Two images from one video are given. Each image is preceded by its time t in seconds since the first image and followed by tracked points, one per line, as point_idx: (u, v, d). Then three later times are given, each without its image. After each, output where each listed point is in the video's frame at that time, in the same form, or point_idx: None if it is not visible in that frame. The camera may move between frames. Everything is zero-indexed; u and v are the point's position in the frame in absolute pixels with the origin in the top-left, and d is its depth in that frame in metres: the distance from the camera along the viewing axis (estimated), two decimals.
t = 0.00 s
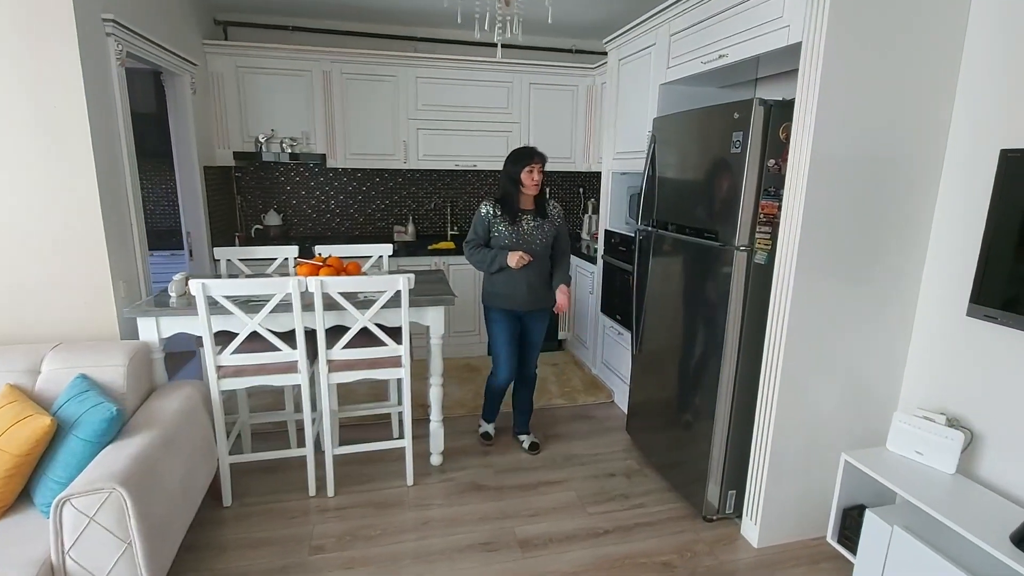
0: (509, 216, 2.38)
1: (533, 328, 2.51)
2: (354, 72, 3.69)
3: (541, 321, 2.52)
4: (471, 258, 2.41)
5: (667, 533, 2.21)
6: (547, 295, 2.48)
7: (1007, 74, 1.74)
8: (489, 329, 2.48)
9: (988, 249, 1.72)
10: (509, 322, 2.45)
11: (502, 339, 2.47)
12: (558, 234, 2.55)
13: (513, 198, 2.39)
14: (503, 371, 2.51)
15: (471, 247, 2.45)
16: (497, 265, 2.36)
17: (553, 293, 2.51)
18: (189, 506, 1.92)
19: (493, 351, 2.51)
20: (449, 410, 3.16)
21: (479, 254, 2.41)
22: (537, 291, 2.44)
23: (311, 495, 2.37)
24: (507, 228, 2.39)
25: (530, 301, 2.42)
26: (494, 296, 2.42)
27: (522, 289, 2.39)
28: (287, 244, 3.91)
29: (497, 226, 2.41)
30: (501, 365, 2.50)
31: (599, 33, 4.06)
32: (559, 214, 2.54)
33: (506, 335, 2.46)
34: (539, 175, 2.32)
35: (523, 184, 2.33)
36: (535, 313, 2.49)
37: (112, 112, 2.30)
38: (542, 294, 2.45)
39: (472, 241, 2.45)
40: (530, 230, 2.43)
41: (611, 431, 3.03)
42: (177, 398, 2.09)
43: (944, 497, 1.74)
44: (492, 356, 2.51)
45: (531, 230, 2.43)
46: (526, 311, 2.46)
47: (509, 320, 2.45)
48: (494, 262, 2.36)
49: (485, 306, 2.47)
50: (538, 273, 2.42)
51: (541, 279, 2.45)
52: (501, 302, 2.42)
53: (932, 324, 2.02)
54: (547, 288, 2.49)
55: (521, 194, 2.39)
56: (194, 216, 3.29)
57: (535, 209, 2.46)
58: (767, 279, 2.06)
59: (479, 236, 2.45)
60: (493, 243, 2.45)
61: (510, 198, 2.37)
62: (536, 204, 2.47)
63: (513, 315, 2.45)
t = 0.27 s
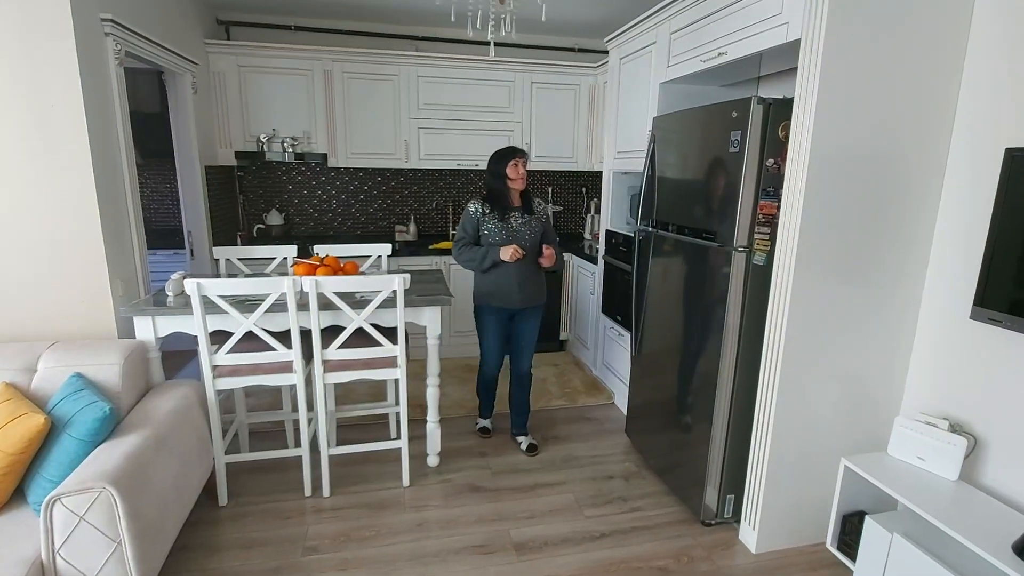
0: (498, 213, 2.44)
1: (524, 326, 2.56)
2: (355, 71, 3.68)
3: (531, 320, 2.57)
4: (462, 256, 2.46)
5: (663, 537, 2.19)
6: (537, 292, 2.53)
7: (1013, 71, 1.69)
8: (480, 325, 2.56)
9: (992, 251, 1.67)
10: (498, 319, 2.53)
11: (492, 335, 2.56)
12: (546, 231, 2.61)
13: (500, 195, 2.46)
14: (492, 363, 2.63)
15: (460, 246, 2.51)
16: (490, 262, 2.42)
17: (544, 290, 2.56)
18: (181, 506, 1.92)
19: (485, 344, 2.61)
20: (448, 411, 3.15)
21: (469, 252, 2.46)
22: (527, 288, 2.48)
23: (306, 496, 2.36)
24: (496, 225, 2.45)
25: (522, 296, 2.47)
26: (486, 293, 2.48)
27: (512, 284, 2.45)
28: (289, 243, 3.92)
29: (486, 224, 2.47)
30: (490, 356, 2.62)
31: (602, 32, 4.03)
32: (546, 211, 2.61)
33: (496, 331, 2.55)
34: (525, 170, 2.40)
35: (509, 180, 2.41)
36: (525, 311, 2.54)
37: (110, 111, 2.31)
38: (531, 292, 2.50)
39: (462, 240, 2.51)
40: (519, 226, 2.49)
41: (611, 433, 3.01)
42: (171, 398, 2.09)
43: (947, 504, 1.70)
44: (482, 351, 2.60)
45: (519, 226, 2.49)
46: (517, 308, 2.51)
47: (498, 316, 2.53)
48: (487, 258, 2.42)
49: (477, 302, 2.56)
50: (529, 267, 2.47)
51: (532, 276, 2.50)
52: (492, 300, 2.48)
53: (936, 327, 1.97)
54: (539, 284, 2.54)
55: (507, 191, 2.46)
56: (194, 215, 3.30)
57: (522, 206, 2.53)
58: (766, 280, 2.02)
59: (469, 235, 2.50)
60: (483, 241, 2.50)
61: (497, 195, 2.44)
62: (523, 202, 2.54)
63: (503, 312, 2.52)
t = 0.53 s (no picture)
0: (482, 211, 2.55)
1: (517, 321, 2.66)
2: (360, 72, 3.69)
3: (524, 314, 2.67)
4: (449, 250, 2.57)
5: (663, 540, 2.16)
6: (528, 285, 2.62)
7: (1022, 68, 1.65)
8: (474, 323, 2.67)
9: (998, 252, 1.64)
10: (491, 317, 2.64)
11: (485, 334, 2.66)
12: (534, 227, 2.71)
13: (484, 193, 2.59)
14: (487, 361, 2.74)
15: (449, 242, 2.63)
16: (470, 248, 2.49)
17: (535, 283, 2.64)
18: (180, 503, 1.94)
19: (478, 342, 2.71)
20: (450, 411, 3.15)
21: (455, 247, 2.56)
22: (518, 281, 2.57)
23: (306, 494, 2.37)
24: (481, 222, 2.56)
25: (512, 290, 2.57)
26: (479, 287, 2.57)
27: (501, 279, 2.55)
28: (294, 242, 3.94)
29: (472, 221, 2.58)
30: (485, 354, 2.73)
31: (608, 31, 4.01)
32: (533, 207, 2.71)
33: (488, 329, 2.65)
34: (505, 169, 2.51)
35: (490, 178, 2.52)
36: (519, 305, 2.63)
37: (114, 112, 2.34)
38: (522, 285, 2.59)
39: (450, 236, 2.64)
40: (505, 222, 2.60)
41: (613, 435, 2.99)
42: (172, 395, 2.10)
43: (951, 511, 1.66)
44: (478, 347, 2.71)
45: (505, 222, 2.60)
46: (510, 303, 2.61)
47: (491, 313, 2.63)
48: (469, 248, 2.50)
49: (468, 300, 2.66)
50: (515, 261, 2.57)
51: (523, 269, 2.60)
52: (481, 293, 2.58)
53: (943, 329, 1.93)
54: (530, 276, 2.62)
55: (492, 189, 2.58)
56: (200, 214, 3.33)
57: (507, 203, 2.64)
58: (767, 281, 1.99)
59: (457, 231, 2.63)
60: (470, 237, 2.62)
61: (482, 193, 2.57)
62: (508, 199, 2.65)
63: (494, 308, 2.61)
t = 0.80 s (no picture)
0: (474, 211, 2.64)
1: (513, 317, 2.73)
2: (366, 71, 3.71)
3: (522, 310, 2.74)
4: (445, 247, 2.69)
5: (664, 542, 2.15)
6: (524, 282, 2.71)
7: None
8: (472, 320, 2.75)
9: (1006, 252, 1.60)
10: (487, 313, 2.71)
11: (483, 330, 2.74)
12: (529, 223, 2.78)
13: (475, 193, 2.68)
14: (486, 357, 2.79)
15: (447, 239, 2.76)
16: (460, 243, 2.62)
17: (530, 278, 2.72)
18: (180, 500, 1.95)
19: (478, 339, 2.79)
20: (453, 410, 3.15)
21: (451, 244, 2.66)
22: (512, 277, 2.67)
23: (307, 492, 2.38)
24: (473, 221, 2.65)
25: (507, 286, 2.66)
26: (475, 284, 2.67)
27: (496, 276, 2.64)
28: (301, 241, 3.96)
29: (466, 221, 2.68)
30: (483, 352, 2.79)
31: (614, 30, 3.99)
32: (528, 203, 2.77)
33: (486, 325, 2.73)
34: (490, 169, 2.58)
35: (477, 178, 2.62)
36: (514, 303, 2.72)
37: (120, 112, 2.37)
38: (517, 283, 2.68)
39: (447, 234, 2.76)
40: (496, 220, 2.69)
41: (616, 435, 2.97)
42: (174, 392, 2.13)
43: (956, 516, 1.63)
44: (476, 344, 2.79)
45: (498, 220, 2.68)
46: (505, 300, 2.70)
47: (488, 308, 2.72)
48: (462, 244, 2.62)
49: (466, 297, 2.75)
50: (509, 258, 2.66)
51: (518, 266, 2.68)
52: (478, 290, 2.68)
53: (950, 331, 1.89)
54: (524, 271, 2.71)
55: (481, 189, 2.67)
56: (206, 213, 3.36)
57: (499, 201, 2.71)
58: (770, 281, 1.97)
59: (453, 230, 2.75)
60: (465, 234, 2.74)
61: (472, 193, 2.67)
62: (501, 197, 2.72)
63: (490, 304, 2.71)
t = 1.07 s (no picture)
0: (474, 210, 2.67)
1: (513, 316, 2.72)
2: (371, 71, 3.71)
3: (522, 310, 2.72)
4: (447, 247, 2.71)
5: (667, 545, 2.13)
6: (524, 280, 2.70)
7: None
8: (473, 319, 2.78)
9: (1017, 252, 1.57)
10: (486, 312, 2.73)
11: (484, 330, 2.75)
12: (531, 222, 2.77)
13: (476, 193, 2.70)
14: (488, 356, 2.81)
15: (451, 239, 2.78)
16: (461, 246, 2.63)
17: (530, 276, 2.71)
18: (182, 498, 1.96)
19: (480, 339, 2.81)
20: (457, 410, 3.14)
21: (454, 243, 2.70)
22: (510, 275, 2.66)
23: (309, 491, 2.38)
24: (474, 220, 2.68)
25: (503, 286, 2.65)
26: (475, 282, 2.68)
27: (494, 276, 2.64)
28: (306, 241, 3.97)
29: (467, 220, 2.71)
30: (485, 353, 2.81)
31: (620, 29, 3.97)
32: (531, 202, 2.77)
33: (486, 325, 2.74)
34: (488, 169, 2.58)
35: (477, 178, 2.62)
36: (514, 302, 2.71)
37: (125, 112, 2.38)
38: (515, 282, 2.66)
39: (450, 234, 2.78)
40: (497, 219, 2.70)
41: (620, 437, 2.95)
42: (176, 391, 2.13)
43: (964, 522, 1.60)
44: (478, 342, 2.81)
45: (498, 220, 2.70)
46: (504, 299, 2.70)
47: (489, 307, 2.73)
48: (463, 244, 2.64)
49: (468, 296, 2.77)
50: (507, 257, 2.65)
51: (515, 266, 2.67)
52: (478, 289, 2.69)
53: (959, 333, 1.86)
54: (524, 267, 2.69)
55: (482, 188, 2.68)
56: (211, 212, 3.37)
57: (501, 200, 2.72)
58: (775, 281, 1.94)
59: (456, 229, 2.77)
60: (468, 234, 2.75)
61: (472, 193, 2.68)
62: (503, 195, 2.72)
63: (490, 303, 2.72)
